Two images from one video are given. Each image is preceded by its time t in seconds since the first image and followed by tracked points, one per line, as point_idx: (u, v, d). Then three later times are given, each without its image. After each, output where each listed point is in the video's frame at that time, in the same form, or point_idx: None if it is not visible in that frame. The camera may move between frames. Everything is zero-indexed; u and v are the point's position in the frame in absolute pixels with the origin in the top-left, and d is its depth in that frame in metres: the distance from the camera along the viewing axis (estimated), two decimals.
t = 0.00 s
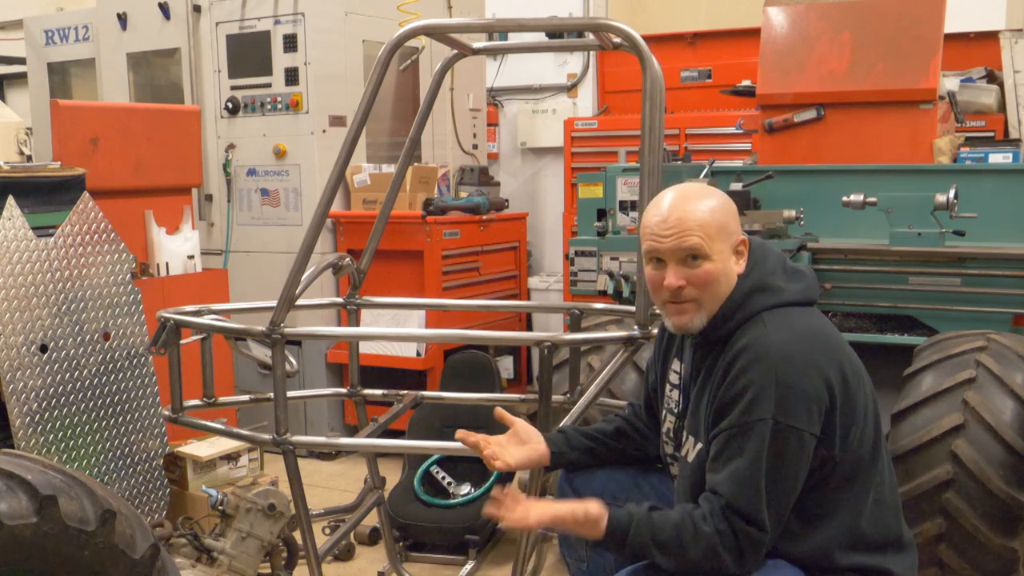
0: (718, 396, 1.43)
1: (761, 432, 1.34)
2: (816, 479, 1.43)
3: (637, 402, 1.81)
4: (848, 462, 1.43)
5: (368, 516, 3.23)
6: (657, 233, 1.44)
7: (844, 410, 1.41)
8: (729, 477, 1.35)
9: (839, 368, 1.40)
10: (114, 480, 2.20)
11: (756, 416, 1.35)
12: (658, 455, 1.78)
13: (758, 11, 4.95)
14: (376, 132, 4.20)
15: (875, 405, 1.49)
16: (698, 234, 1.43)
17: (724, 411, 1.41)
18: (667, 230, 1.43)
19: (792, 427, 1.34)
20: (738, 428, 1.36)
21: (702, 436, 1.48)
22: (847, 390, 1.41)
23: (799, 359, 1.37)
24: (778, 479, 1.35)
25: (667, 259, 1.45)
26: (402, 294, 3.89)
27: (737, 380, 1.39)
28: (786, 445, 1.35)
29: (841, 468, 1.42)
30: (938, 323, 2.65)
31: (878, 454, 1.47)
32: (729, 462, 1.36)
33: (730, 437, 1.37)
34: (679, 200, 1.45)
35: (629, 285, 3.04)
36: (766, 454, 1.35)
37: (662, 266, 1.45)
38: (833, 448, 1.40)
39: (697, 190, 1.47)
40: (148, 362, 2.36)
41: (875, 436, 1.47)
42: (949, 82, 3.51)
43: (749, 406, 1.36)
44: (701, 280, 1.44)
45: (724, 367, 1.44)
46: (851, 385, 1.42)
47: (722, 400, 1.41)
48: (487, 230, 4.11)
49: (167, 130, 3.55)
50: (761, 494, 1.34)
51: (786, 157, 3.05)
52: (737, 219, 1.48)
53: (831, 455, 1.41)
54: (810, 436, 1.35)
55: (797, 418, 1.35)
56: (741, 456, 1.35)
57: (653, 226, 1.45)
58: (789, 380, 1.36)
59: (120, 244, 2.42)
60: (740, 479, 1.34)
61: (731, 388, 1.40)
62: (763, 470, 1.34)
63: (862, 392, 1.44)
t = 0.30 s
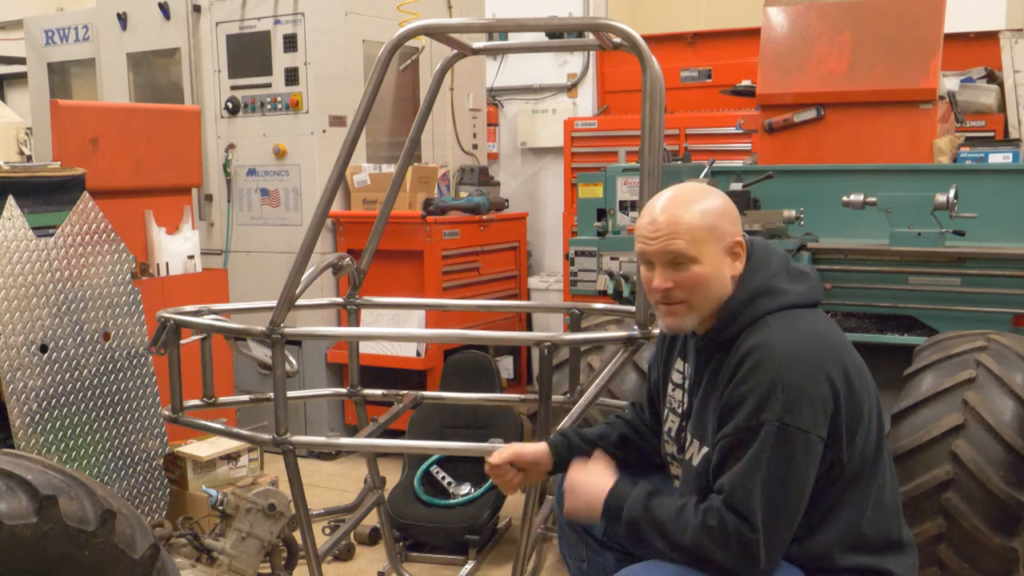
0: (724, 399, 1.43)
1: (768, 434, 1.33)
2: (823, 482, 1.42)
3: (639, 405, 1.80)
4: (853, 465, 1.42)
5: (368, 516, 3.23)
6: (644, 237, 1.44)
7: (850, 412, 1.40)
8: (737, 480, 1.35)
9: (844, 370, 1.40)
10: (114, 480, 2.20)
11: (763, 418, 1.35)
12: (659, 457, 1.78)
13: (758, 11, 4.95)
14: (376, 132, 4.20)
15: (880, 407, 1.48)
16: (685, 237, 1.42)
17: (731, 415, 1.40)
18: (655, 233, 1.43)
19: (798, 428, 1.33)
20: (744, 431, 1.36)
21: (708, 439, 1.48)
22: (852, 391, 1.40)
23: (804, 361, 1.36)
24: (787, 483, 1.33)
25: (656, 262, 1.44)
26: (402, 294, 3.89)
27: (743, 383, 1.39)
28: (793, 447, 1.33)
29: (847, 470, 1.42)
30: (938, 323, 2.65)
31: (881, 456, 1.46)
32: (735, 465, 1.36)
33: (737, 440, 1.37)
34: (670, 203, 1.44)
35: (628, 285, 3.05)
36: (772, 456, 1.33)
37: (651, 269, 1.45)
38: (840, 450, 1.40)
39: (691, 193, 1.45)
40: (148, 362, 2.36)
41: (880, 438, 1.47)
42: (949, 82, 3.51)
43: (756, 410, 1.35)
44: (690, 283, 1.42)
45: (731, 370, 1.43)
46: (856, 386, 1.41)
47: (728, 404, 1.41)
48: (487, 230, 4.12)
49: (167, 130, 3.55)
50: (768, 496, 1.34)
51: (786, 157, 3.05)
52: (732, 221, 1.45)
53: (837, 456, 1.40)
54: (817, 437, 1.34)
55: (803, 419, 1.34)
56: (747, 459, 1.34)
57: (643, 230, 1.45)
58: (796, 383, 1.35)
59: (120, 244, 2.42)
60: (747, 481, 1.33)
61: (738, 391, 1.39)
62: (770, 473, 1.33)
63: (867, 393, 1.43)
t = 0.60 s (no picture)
0: (734, 389, 1.42)
1: (773, 423, 1.33)
2: (828, 480, 1.41)
3: (645, 404, 1.78)
4: (859, 464, 1.40)
5: (368, 516, 3.23)
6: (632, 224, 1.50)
7: (860, 411, 1.39)
8: (740, 468, 1.35)
9: (857, 368, 1.38)
10: (114, 480, 2.20)
11: (770, 407, 1.34)
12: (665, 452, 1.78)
13: (758, 11, 4.95)
14: (376, 132, 4.20)
15: (891, 409, 1.46)
16: (657, 232, 1.45)
17: (740, 404, 1.40)
18: (638, 222, 1.49)
19: (804, 421, 1.32)
20: (750, 419, 1.36)
21: (715, 431, 1.48)
22: (863, 390, 1.39)
23: (818, 355, 1.35)
24: (788, 475, 1.33)
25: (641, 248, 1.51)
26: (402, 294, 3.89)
27: (755, 373, 1.38)
28: (798, 440, 1.32)
29: (852, 470, 1.40)
30: (938, 323, 2.65)
31: (888, 458, 1.44)
32: (738, 454, 1.36)
33: (743, 428, 1.37)
34: (659, 197, 1.47)
35: (628, 285, 3.05)
36: (776, 447, 1.33)
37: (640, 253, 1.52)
38: (847, 449, 1.38)
39: (688, 188, 1.45)
40: (148, 362, 2.36)
41: (887, 441, 1.45)
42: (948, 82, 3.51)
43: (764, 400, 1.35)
44: (659, 276, 1.48)
45: (743, 361, 1.42)
46: (867, 386, 1.40)
47: (738, 393, 1.41)
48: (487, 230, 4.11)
49: (167, 129, 3.55)
50: (769, 486, 1.33)
51: (786, 157, 3.04)
52: (715, 223, 1.43)
53: (843, 455, 1.39)
54: (822, 432, 1.33)
55: (811, 412, 1.33)
56: (750, 448, 1.34)
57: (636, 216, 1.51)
58: (808, 374, 1.33)
59: (120, 244, 2.42)
60: (749, 469, 1.34)
61: (749, 380, 1.39)
62: (772, 463, 1.33)
63: (878, 393, 1.42)
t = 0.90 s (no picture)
0: (744, 388, 1.41)
1: (785, 424, 1.32)
2: (835, 482, 1.40)
3: (643, 389, 1.77)
4: (864, 467, 1.40)
5: (368, 516, 3.23)
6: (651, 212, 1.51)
7: (871, 414, 1.38)
8: (748, 467, 1.34)
9: (869, 372, 1.38)
10: (114, 480, 2.20)
11: (781, 408, 1.33)
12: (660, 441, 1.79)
13: (758, 11, 4.95)
14: (376, 132, 4.20)
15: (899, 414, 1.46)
16: (670, 223, 1.46)
17: (750, 403, 1.39)
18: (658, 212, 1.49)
19: (816, 423, 1.31)
20: (761, 419, 1.34)
21: (722, 428, 1.47)
22: (875, 393, 1.38)
23: (833, 357, 1.34)
24: (797, 477, 1.32)
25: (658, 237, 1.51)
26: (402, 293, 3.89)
27: (767, 373, 1.37)
28: (808, 442, 1.31)
29: (856, 472, 1.40)
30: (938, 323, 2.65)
31: (893, 463, 1.44)
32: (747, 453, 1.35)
33: (753, 427, 1.36)
34: (679, 189, 1.47)
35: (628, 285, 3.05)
36: (787, 448, 1.32)
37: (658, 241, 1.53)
38: (855, 451, 1.38)
39: (706, 182, 1.44)
40: (148, 362, 2.36)
41: (894, 445, 1.45)
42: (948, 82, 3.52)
43: (776, 400, 1.34)
44: (668, 266, 1.48)
45: (755, 360, 1.41)
46: (879, 389, 1.39)
47: (749, 392, 1.39)
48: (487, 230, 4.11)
49: (167, 129, 3.55)
50: (777, 488, 1.32)
51: (786, 157, 3.04)
52: (726, 221, 1.42)
53: (850, 458, 1.38)
54: (833, 435, 1.32)
55: (822, 415, 1.32)
56: (759, 448, 1.33)
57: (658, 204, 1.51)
58: (821, 377, 1.33)
59: (120, 244, 2.42)
60: (758, 469, 1.33)
61: (761, 379, 1.37)
62: (782, 465, 1.32)
63: (889, 397, 1.42)
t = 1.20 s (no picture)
0: (748, 388, 1.40)
1: (787, 427, 1.31)
2: (838, 485, 1.40)
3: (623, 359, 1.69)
4: (867, 471, 1.40)
5: (368, 516, 3.23)
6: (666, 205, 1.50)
7: (874, 418, 1.38)
8: (751, 470, 1.33)
9: (874, 376, 1.37)
10: (114, 480, 2.19)
11: (785, 411, 1.33)
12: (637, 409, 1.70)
13: (757, 11, 4.96)
14: (376, 132, 4.20)
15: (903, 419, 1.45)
16: (681, 220, 1.46)
17: (753, 404, 1.38)
18: (670, 208, 1.49)
19: (818, 427, 1.31)
20: (763, 421, 1.34)
21: (724, 427, 1.46)
22: (880, 398, 1.38)
23: (838, 361, 1.33)
24: (797, 480, 1.31)
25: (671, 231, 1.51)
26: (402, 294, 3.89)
27: (771, 375, 1.36)
28: (810, 445, 1.31)
29: (859, 477, 1.40)
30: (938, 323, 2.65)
31: (897, 468, 1.43)
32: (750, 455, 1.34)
33: (755, 429, 1.35)
34: (692, 185, 1.46)
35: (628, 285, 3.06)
36: (789, 451, 1.31)
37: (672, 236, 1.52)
38: (858, 455, 1.37)
39: (719, 180, 1.43)
40: (148, 362, 2.36)
41: (899, 449, 1.44)
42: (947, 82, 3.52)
43: (779, 402, 1.33)
44: (678, 262, 1.48)
45: (760, 361, 1.41)
46: (883, 394, 1.39)
47: (752, 393, 1.39)
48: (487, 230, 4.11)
49: (167, 130, 3.55)
50: (777, 490, 1.32)
51: (786, 157, 3.04)
52: (736, 221, 1.42)
53: (853, 462, 1.38)
54: (836, 439, 1.32)
55: (825, 419, 1.31)
56: (761, 450, 1.33)
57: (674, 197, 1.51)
58: (825, 381, 1.32)
59: (120, 244, 2.42)
60: (759, 471, 1.33)
61: (764, 381, 1.37)
62: (783, 468, 1.32)
63: (893, 402, 1.41)
